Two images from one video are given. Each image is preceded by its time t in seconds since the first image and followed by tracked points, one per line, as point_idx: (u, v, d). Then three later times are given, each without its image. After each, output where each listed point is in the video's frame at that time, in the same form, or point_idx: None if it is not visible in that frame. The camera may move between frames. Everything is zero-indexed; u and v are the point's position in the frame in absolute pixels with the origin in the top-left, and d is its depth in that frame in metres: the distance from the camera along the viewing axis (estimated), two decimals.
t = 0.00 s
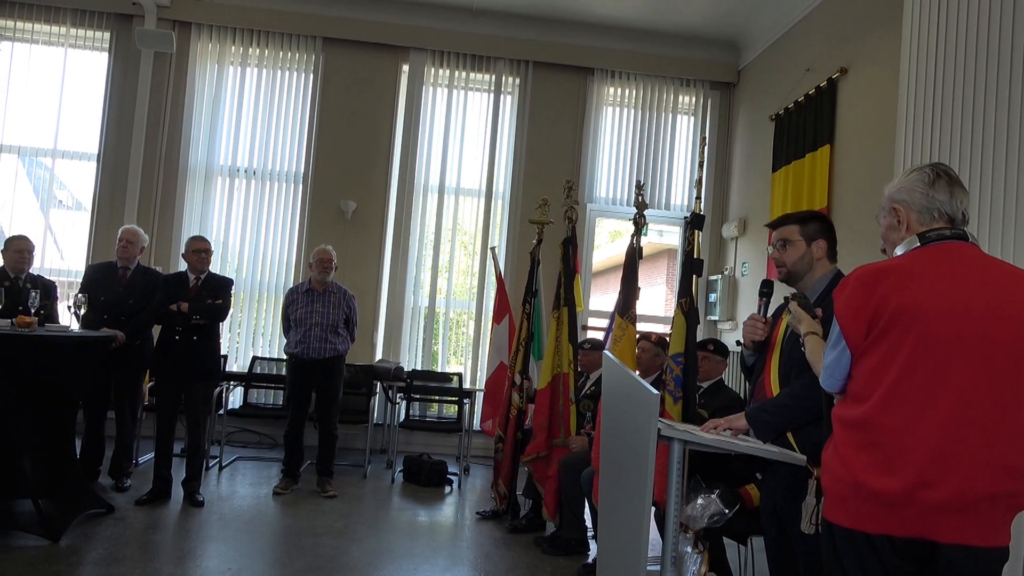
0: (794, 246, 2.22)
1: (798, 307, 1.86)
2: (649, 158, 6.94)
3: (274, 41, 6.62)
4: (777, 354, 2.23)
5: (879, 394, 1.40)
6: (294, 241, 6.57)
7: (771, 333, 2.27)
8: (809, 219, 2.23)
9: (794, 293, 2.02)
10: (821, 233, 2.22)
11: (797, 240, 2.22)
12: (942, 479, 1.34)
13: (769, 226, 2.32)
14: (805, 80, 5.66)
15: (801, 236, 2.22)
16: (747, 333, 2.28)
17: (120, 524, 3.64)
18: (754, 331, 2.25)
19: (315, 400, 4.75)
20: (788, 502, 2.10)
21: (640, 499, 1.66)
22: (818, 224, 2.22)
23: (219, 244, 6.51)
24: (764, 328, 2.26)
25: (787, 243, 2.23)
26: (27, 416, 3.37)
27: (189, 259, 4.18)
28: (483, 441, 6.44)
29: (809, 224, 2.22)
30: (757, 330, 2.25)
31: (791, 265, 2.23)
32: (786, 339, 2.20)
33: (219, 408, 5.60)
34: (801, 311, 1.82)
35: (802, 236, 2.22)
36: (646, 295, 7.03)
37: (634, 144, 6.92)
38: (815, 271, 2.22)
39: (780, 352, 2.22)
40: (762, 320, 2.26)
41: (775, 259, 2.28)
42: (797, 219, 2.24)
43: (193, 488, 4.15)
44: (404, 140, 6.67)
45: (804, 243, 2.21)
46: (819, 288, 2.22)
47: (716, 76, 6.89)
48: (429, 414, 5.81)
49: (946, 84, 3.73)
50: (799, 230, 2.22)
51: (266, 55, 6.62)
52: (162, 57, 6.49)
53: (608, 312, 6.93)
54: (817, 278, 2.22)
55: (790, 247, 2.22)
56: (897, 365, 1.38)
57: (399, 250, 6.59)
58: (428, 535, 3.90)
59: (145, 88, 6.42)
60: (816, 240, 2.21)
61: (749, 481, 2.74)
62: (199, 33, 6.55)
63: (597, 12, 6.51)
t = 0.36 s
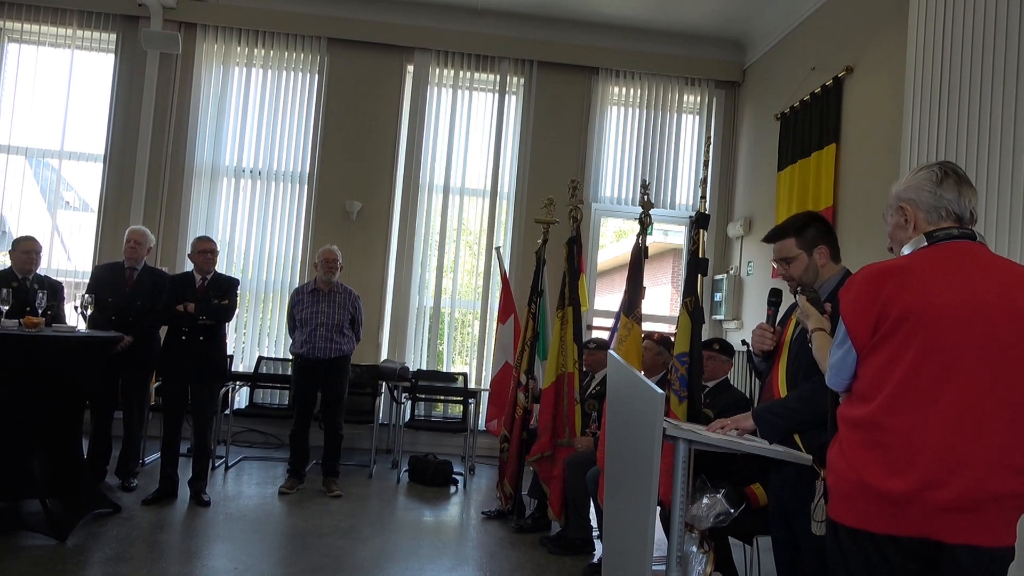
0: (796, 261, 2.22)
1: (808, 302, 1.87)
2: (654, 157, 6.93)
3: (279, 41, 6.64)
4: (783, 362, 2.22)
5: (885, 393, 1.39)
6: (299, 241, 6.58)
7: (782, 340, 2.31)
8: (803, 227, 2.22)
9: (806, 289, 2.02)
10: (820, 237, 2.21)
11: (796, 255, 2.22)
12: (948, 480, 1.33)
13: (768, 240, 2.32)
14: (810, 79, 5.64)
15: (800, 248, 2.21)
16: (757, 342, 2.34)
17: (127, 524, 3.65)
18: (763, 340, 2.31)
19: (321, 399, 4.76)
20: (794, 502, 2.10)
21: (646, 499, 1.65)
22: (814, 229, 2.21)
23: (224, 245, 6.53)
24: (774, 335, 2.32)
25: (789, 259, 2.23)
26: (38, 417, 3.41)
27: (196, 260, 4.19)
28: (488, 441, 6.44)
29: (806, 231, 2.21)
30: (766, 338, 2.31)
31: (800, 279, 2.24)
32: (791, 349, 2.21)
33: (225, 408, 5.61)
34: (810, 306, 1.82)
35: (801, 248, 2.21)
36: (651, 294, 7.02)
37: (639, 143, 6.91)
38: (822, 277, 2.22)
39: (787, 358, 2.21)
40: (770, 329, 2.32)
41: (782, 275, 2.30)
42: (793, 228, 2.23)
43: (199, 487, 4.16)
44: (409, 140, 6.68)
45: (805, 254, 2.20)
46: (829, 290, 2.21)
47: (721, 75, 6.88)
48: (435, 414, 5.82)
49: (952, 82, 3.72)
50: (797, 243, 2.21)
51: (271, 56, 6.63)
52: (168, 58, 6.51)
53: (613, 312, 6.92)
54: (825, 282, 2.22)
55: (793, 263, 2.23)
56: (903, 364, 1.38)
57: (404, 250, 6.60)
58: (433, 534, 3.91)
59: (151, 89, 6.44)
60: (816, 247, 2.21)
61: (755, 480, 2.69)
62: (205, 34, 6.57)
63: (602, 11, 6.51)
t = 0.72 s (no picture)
0: (797, 262, 2.22)
1: (816, 300, 1.87)
2: (657, 156, 6.93)
3: (282, 42, 6.65)
4: (788, 361, 2.22)
5: (891, 391, 1.39)
6: (304, 242, 6.59)
7: (787, 340, 2.29)
8: (804, 228, 2.22)
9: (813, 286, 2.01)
10: (821, 237, 2.21)
11: (797, 255, 2.22)
12: (955, 478, 1.33)
13: (769, 241, 2.31)
14: (814, 76, 5.63)
15: (801, 249, 2.21)
16: (762, 342, 2.32)
17: (133, 525, 3.66)
18: (768, 339, 2.29)
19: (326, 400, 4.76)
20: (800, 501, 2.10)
21: (651, 499, 1.65)
22: (816, 229, 2.21)
23: (229, 246, 6.54)
24: (779, 335, 2.29)
25: (790, 260, 2.23)
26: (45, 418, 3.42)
27: (200, 261, 4.21)
28: (493, 441, 6.45)
29: (807, 231, 2.21)
30: (772, 338, 2.29)
31: (802, 280, 2.24)
32: (796, 347, 2.20)
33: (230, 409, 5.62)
34: (818, 304, 1.82)
35: (802, 249, 2.21)
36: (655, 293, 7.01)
37: (642, 142, 6.90)
38: (825, 276, 2.22)
39: (792, 357, 2.22)
40: (775, 329, 2.29)
41: (785, 276, 2.29)
42: (793, 229, 2.23)
43: (205, 488, 4.18)
44: (413, 140, 6.68)
45: (806, 255, 2.20)
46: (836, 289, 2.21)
47: (724, 73, 6.87)
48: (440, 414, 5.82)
49: (957, 79, 3.70)
50: (797, 244, 2.21)
51: (275, 57, 6.64)
52: (172, 60, 6.53)
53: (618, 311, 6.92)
54: (830, 281, 2.22)
55: (794, 264, 2.22)
56: (909, 362, 1.38)
57: (408, 250, 6.61)
58: (439, 534, 3.92)
59: (155, 91, 6.45)
60: (817, 247, 2.20)
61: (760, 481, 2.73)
62: (208, 35, 6.59)
63: (604, 10, 6.51)
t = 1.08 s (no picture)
0: (801, 264, 2.21)
1: (821, 301, 1.86)
2: (662, 155, 6.92)
3: (287, 42, 6.65)
4: (792, 363, 2.21)
5: (897, 391, 1.39)
6: (308, 242, 6.60)
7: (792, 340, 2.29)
8: (806, 229, 2.22)
9: (819, 287, 2.01)
10: (824, 239, 2.21)
11: (801, 257, 2.21)
12: (962, 478, 1.32)
13: (772, 245, 2.31)
14: (819, 76, 5.62)
15: (804, 251, 2.21)
16: (767, 343, 2.32)
17: (139, 523, 3.67)
18: (774, 341, 2.29)
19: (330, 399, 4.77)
20: (805, 502, 2.10)
21: (655, 499, 1.65)
22: (818, 230, 2.21)
23: (234, 245, 6.56)
24: (784, 336, 2.29)
25: (794, 262, 2.22)
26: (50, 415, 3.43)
27: (205, 261, 4.21)
28: (497, 440, 6.45)
29: (809, 233, 2.21)
30: (777, 339, 2.29)
31: (807, 281, 2.23)
32: (800, 347, 2.20)
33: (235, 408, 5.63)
34: (824, 305, 1.81)
35: (805, 251, 2.20)
36: (659, 293, 7.01)
37: (647, 142, 6.89)
38: (829, 277, 2.21)
39: (796, 358, 2.20)
40: (780, 329, 2.29)
41: (790, 279, 2.28)
42: (795, 232, 2.23)
43: (210, 487, 4.18)
44: (417, 140, 6.69)
45: (810, 257, 2.20)
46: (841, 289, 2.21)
47: (729, 72, 6.85)
48: (444, 414, 5.83)
49: (963, 79, 3.70)
50: (801, 245, 2.21)
51: (279, 57, 6.66)
52: (177, 60, 6.54)
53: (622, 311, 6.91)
54: (834, 281, 2.21)
55: (798, 266, 2.22)
56: (915, 361, 1.37)
57: (413, 249, 6.61)
58: (443, 533, 3.92)
59: (160, 91, 6.47)
60: (821, 248, 2.20)
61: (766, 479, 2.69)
62: (213, 35, 6.60)
63: (609, 10, 6.51)
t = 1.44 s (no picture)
0: (808, 262, 2.21)
1: (828, 302, 1.85)
2: (666, 155, 6.91)
3: (291, 42, 6.66)
4: (797, 362, 2.21)
5: (904, 390, 1.38)
6: (312, 241, 6.60)
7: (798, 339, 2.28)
8: (813, 228, 2.21)
9: (825, 288, 2.00)
10: (832, 237, 2.19)
11: (808, 255, 2.20)
12: (971, 478, 1.31)
13: (779, 242, 2.30)
14: (824, 75, 5.60)
15: (811, 249, 2.20)
16: (773, 342, 2.32)
17: (143, 522, 3.68)
18: (780, 340, 2.29)
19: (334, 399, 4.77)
20: (811, 502, 2.09)
21: (661, 499, 1.64)
22: (825, 228, 2.20)
23: (238, 245, 6.56)
24: (790, 335, 2.29)
25: (800, 260, 2.22)
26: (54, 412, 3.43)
27: (209, 260, 4.22)
28: (501, 440, 6.45)
29: (817, 231, 2.20)
30: (782, 338, 2.29)
31: (813, 280, 2.22)
32: (807, 346, 2.19)
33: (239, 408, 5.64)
34: (830, 306, 1.81)
35: (812, 249, 2.20)
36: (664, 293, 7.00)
37: (651, 141, 6.88)
38: (836, 276, 2.20)
39: (801, 357, 2.20)
40: (786, 329, 2.30)
41: (796, 277, 2.28)
42: (803, 229, 2.22)
43: (214, 486, 4.19)
44: (421, 139, 6.69)
45: (817, 255, 2.19)
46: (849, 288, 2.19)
47: (733, 71, 6.84)
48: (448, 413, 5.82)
49: (969, 77, 3.68)
50: (808, 244, 2.20)
51: (283, 57, 6.66)
52: (181, 60, 6.55)
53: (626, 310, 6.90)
54: (840, 280, 2.20)
55: (805, 264, 2.21)
56: (923, 360, 1.36)
57: (417, 249, 6.61)
58: (447, 533, 3.92)
59: (164, 91, 6.48)
60: (828, 247, 2.19)
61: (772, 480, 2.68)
62: (217, 35, 6.61)
63: (613, 9, 6.50)
